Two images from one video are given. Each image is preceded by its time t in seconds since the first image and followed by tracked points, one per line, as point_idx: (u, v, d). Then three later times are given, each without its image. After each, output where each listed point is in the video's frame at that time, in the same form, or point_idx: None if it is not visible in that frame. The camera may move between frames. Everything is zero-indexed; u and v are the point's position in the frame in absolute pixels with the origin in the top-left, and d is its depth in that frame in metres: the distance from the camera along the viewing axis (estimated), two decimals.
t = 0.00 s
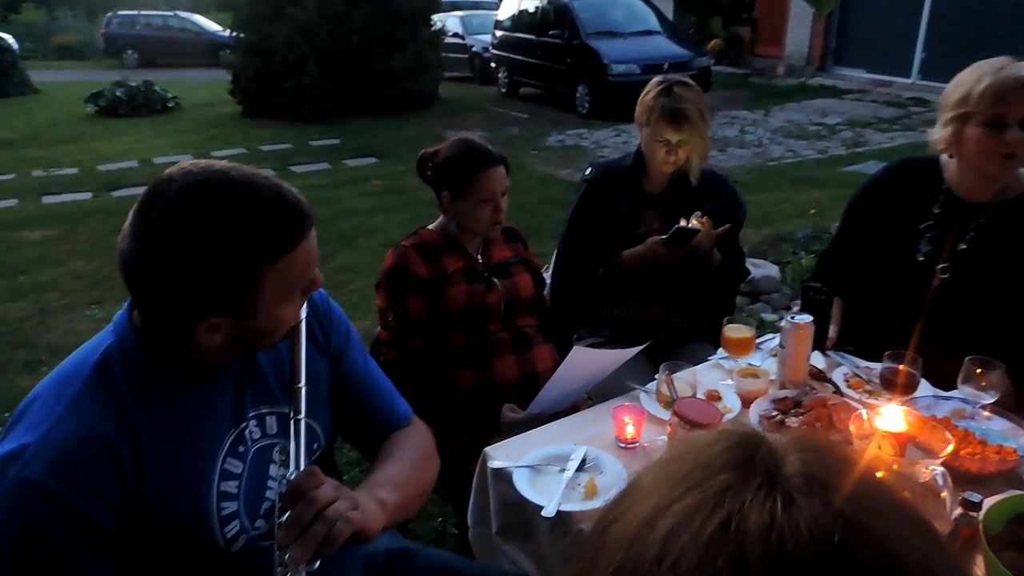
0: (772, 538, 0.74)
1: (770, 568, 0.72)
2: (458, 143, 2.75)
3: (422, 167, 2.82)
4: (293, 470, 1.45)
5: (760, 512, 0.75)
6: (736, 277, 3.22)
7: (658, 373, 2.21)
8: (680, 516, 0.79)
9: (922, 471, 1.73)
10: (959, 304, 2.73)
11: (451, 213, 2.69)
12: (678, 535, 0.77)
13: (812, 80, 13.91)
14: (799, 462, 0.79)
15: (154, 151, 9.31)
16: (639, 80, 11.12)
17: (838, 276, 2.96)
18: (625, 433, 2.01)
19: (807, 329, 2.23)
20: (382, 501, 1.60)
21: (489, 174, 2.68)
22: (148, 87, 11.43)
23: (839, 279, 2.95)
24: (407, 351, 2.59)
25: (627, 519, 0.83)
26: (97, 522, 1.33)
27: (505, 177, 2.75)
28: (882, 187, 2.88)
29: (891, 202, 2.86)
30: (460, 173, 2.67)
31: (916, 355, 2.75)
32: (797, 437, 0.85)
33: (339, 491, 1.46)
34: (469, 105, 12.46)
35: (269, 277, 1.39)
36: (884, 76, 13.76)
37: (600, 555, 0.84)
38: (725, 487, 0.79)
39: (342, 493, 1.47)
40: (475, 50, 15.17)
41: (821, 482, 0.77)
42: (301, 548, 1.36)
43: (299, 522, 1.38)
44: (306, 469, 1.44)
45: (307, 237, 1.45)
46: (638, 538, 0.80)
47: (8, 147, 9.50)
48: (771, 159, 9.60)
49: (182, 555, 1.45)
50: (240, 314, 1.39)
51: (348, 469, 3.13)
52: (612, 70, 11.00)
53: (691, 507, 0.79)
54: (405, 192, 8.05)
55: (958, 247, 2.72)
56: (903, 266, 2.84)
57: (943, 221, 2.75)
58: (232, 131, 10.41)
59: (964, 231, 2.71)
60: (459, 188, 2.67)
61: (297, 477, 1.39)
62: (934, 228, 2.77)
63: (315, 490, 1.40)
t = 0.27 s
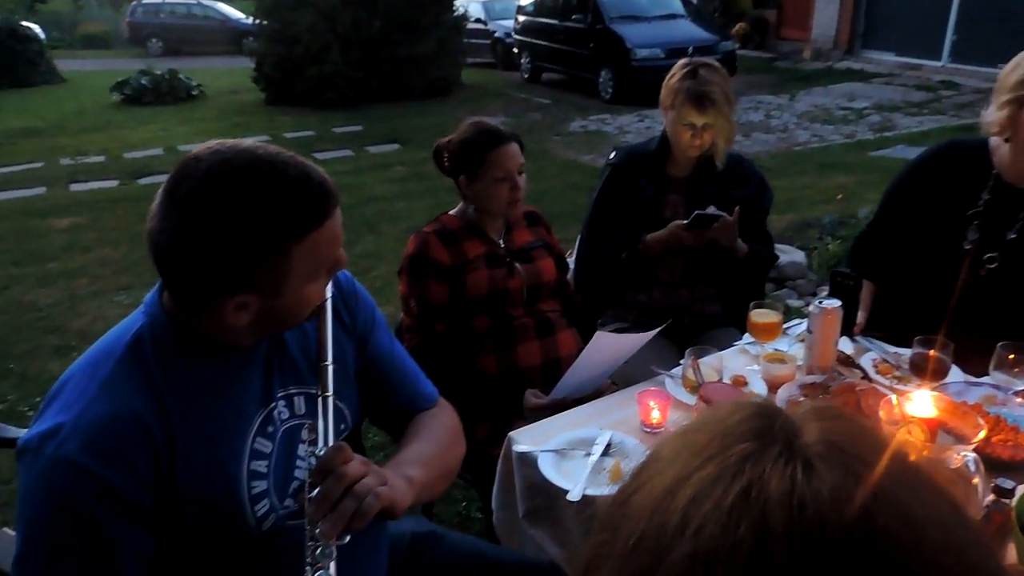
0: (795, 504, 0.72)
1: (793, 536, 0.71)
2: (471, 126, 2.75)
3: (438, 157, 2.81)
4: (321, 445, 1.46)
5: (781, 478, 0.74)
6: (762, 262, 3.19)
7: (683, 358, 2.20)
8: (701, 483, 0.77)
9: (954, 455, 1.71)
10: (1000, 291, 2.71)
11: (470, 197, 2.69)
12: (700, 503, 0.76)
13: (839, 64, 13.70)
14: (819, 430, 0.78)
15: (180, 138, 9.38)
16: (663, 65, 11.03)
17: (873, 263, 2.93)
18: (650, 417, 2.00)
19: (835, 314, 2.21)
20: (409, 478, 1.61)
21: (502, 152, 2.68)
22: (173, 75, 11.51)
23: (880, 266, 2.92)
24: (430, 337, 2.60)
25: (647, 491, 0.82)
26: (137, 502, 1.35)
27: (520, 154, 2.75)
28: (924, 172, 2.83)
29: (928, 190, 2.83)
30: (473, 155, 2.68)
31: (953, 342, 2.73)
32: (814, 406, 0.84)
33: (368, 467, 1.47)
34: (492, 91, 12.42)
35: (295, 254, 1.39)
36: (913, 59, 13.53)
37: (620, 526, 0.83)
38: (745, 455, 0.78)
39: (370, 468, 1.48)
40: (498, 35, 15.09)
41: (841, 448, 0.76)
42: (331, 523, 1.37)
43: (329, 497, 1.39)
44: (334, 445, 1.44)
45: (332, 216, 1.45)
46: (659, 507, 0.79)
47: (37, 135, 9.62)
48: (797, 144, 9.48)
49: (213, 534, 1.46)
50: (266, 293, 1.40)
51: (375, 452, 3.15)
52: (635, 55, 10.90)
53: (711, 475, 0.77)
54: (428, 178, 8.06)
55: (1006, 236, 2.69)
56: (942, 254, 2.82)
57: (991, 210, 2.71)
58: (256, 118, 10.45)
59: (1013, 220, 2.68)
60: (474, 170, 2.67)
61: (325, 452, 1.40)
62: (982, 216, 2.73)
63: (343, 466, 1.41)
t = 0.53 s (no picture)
0: (825, 494, 0.70)
1: (824, 529, 0.69)
2: (491, 117, 2.74)
3: (456, 151, 2.79)
4: (344, 429, 1.47)
5: (810, 467, 0.72)
6: (783, 257, 3.17)
7: (704, 351, 2.19)
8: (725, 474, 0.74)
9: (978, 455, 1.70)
10: None
11: (490, 187, 2.68)
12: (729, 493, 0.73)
13: (864, 57, 13.54)
14: (844, 418, 0.75)
15: (201, 127, 9.43)
16: (685, 57, 10.95)
17: (899, 259, 2.88)
18: (669, 410, 1.99)
19: (858, 310, 2.19)
20: (430, 467, 1.61)
21: (521, 142, 2.68)
22: (195, 64, 11.58)
23: (905, 261, 2.86)
24: (449, 328, 2.60)
25: (670, 481, 0.78)
26: (157, 484, 1.36)
27: (539, 144, 2.74)
28: (951, 167, 2.81)
29: (957, 185, 2.80)
30: (493, 145, 2.68)
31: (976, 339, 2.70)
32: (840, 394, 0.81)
33: (390, 452, 1.46)
34: (512, 82, 12.39)
35: (318, 241, 1.39)
36: (939, 53, 13.36)
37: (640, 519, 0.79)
38: (771, 445, 0.75)
39: (393, 453, 1.47)
40: (519, 26, 15.04)
41: (869, 437, 0.73)
42: (353, 508, 1.38)
43: (351, 483, 1.39)
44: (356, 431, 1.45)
45: (357, 202, 1.45)
46: (684, 498, 0.75)
47: (61, 123, 9.71)
48: (820, 137, 9.38)
49: (232, 520, 1.46)
50: (290, 279, 1.40)
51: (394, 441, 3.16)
52: (657, 46, 10.83)
53: (739, 465, 0.74)
54: (447, 169, 8.05)
55: None
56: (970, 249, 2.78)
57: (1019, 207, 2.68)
58: (277, 107, 10.49)
59: None
60: (493, 160, 2.67)
61: (348, 437, 1.40)
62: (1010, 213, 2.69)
63: (365, 451, 1.41)
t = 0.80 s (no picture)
0: (889, 470, 0.70)
1: (888, 502, 0.69)
2: (520, 105, 2.74)
3: (486, 138, 2.80)
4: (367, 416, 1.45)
5: (873, 442, 0.73)
6: (809, 250, 3.13)
7: (729, 343, 2.16)
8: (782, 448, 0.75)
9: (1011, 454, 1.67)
10: None
11: (516, 175, 2.68)
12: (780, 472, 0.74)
13: (893, 49, 13.34)
14: (905, 399, 0.76)
15: (226, 114, 9.48)
16: (710, 48, 10.84)
17: (921, 251, 2.87)
18: (693, 403, 1.98)
19: (887, 304, 2.15)
20: (451, 458, 1.61)
21: (549, 130, 2.67)
22: (220, 52, 11.63)
23: (928, 253, 2.85)
24: (472, 317, 2.60)
25: (725, 461, 0.79)
26: (180, 469, 1.36)
27: (567, 132, 2.73)
28: (969, 160, 2.78)
29: (981, 175, 2.76)
30: (521, 132, 2.68)
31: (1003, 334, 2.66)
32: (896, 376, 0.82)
33: (414, 445, 1.46)
34: (536, 72, 12.33)
35: (348, 229, 1.40)
36: (970, 45, 13.13)
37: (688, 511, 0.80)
38: (834, 418, 0.76)
39: (415, 446, 1.48)
40: (543, 15, 14.97)
41: (929, 415, 0.75)
42: (377, 500, 1.37)
43: (376, 475, 1.39)
44: (380, 422, 1.44)
45: (385, 189, 1.45)
46: (743, 474, 0.76)
47: (88, 109, 9.80)
48: (846, 130, 9.27)
49: (256, 506, 1.47)
50: (318, 267, 1.40)
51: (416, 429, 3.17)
52: (682, 37, 10.73)
53: (800, 440, 0.75)
54: (470, 158, 8.04)
55: None
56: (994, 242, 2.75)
57: None
58: (301, 96, 10.51)
59: None
60: (521, 147, 2.67)
61: (374, 429, 1.39)
62: None
63: (390, 443, 1.41)
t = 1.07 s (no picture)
0: (941, 452, 0.69)
1: (937, 471, 0.68)
2: (547, 98, 2.74)
3: (512, 131, 2.80)
4: (386, 419, 1.46)
5: (928, 426, 0.71)
6: (831, 246, 3.10)
7: (752, 339, 2.15)
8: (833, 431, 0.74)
9: None
10: None
11: (540, 169, 2.68)
12: (825, 452, 0.74)
13: (915, 41, 13.17)
14: (967, 388, 0.74)
15: (246, 112, 9.53)
16: (730, 42, 10.77)
17: (939, 244, 2.83)
18: (715, 399, 1.96)
19: (913, 299, 2.12)
20: (472, 457, 1.60)
21: (575, 124, 2.67)
22: (240, 50, 11.69)
23: (943, 246, 2.81)
24: (493, 311, 2.60)
25: (777, 441, 0.78)
26: (203, 469, 1.37)
27: (593, 127, 2.72)
28: (982, 154, 2.75)
29: (994, 166, 2.73)
30: (544, 127, 2.68)
31: None
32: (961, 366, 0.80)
33: (432, 444, 1.46)
34: (554, 67, 12.29)
35: (366, 227, 1.40)
36: (994, 37, 12.94)
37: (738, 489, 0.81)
38: (891, 403, 0.74)
39: (435, 446, 1.48)
40: (561, 10, 14.93)
41: (992, 404, 0.72)
42: (398, 497, 1.37)
43: (394, 474, 1.38)
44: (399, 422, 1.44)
45: (403, 187, 1.44)
46: (792, 453, 0.75)
47: (111, 107, 9.88)
48: (868, 124, 9.16)
49: (277, 504, 1.47)
50: (336, 265, 1.40)
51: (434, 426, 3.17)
52: (702, 31, 10.66)
53: (856, 421, 0.74)
54: (488, 154, 8.03)
55: None
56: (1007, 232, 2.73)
57: None
58: (320, 92, 10.53)
59: None
60: (545, 140, 2.67)
61: (392, 428, 1.40)
62: None
63: (408, 443, 1.40)
